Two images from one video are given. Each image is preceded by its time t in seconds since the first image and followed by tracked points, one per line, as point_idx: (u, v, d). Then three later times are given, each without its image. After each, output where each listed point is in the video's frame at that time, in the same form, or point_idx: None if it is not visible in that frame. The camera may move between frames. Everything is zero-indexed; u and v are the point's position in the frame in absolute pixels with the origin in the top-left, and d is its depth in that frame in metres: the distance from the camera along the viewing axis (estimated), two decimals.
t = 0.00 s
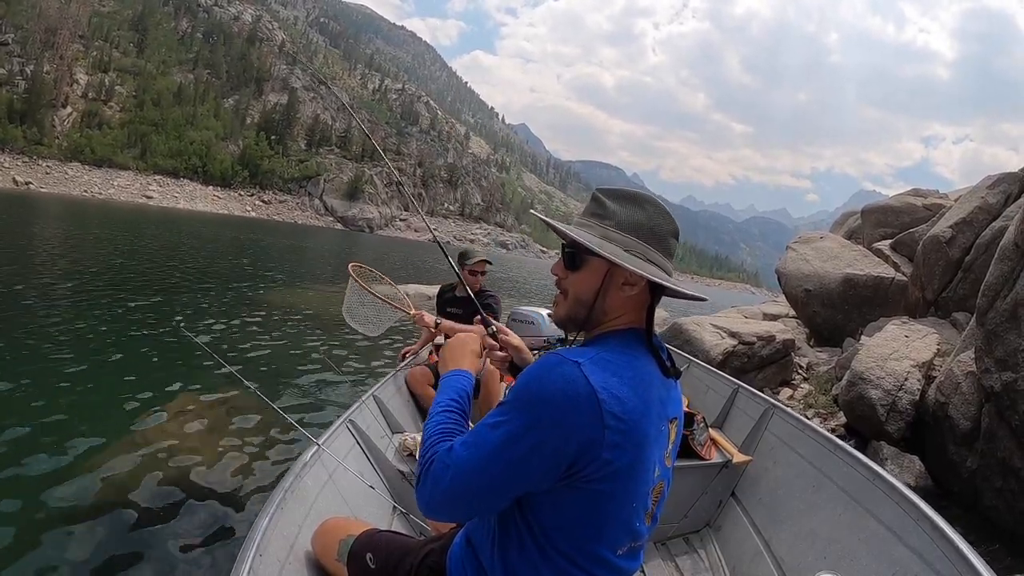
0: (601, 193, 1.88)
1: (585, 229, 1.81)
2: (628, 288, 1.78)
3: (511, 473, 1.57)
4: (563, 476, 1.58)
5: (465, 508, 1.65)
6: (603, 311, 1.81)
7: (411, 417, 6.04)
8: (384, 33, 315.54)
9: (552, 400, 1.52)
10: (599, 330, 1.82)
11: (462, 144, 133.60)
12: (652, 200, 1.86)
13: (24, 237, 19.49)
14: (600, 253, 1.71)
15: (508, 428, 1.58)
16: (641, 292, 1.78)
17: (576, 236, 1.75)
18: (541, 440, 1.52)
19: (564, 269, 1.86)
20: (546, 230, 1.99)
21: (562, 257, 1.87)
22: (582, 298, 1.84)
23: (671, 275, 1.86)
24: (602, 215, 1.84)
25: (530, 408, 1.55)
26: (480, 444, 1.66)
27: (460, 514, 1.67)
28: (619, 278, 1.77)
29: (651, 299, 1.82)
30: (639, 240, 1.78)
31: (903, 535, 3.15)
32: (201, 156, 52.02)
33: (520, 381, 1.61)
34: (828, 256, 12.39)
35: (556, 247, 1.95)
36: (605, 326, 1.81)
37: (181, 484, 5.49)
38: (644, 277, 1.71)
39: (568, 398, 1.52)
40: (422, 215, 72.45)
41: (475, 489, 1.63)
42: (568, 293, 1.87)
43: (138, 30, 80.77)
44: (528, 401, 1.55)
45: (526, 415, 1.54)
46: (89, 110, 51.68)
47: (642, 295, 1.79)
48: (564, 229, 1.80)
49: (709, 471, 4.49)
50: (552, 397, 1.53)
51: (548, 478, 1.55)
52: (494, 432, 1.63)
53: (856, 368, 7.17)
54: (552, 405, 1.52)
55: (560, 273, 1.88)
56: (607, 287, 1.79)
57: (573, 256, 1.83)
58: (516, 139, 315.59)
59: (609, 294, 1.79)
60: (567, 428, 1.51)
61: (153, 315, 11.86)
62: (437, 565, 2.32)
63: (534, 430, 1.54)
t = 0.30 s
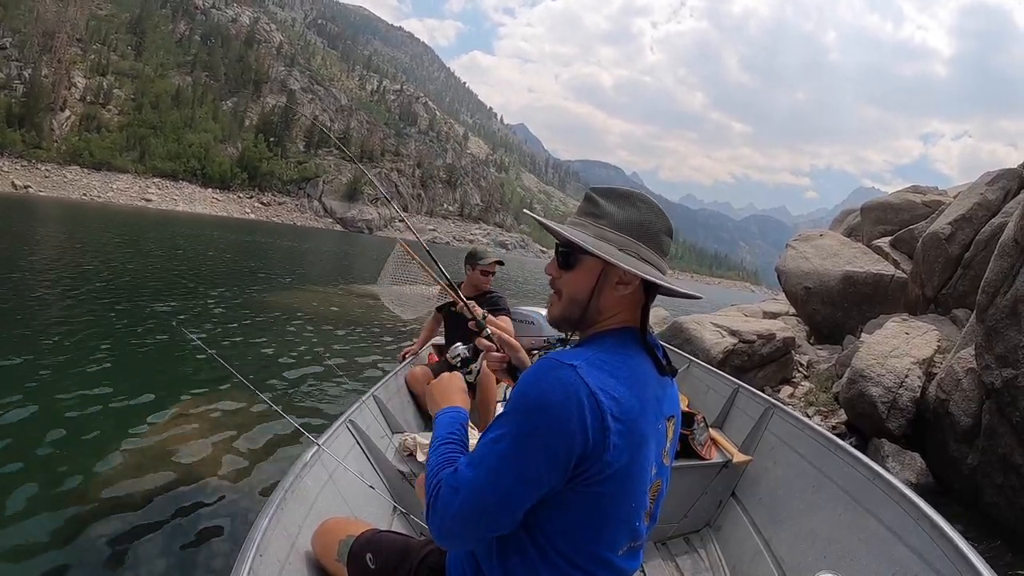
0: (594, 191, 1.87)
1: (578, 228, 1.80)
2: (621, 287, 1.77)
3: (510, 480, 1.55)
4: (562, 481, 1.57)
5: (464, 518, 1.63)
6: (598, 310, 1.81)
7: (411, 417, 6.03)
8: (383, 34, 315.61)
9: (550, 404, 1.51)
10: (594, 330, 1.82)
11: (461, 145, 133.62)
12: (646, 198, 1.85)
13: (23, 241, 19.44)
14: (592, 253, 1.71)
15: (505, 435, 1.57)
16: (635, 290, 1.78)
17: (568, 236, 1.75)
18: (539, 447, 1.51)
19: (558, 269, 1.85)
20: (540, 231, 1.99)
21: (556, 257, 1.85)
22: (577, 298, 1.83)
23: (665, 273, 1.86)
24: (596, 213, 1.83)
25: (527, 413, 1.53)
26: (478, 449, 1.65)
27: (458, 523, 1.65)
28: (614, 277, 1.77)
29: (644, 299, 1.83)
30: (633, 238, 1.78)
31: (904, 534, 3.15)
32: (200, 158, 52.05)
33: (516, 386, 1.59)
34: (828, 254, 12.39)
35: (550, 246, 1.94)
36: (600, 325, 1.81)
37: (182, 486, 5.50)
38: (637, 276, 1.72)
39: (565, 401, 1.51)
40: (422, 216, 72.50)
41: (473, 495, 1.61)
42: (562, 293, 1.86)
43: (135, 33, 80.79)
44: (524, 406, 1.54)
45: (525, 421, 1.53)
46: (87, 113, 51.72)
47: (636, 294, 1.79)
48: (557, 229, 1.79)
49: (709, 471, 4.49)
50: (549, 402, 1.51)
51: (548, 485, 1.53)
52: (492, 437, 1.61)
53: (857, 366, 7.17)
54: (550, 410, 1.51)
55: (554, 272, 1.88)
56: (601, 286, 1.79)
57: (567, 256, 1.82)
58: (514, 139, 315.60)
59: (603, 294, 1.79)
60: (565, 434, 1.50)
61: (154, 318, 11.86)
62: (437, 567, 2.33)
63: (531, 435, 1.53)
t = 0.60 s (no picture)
0: (586, 192, 1.87)
1: (571, 229, 1.81)
2: (616, 287, 1.78)
3: (509, 486, 1.54)
4: (564, 484, 1.56)
5: (465, 523, 1.62)
6: (593, 311, 1.81)
7: (412, 417, 6.01)
8: (381, 36, 315.64)
9: (549, 409, 1.50)
10: (589, 330, 1.82)
11: (460, 145, 133.70)
12: (640, 198, 1.85)
13: (22, 245, 19.42)
14: (586, 253, 1.71)
15: (504, 439, 1.56)
16: (629, 290, 1.79)
17: (560, 237, 1.75)
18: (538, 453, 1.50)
19: (551, 270, 1.85)
20: (533, 233, 1.99)
21: (548, 259, 1.86)
22: (570, 300, 1.83)
23: (660, 273, 1.86)
24: (587, 214, 1.84)
25: (525, 418, 1.53)
26: (477, 454, 1.64)
27: (459, 530, 1.64)
28: (607, 278, 1.77)
29: (640, 298, 1.83)
30: (627, 239, 1.78)
31: (904, 534, 3.15)
32: (198, 161, 52.06)
33: (514, 390, 1.59)
34: (828, 252, 12.38)
35: (542, 248, 1.94)
36: (595, 326, 1.81)
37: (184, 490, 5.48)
38: (631, 276, 1.72)
39: (562, 406, 1.50)
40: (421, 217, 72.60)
41: (472, 503, 1.60)
42: (556, 295, 1.86)
43: (133, 37, 80.78)
44: (523, 410, 1.54)
45: (523, 426, 1.52)
46: (86, 117, 51.72)
47: (631, 292, 1.79)
48: (550, 230, 1.79)
49: (709, 471, 4.48)
50: (547, 406, 1.50)
51: (548, 489, 1.53)
52: (490, 443, 1.61)
53: (857, 363, 7.16)
54: (548, 415, 1.50)
55: (546, 274, 1.87)
56: (596, 286, 1.78)
57: (559, 256, 1.82)
58: (513, 139, 315.60)
59: (598, 294, 1.79)
60: (566, 437, 1.49)
61: (153, 322, 11.85)
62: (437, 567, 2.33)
63: (529, 441, 1.52)
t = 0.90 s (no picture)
0: (585, 192, 1.87)
1: (570, 229, 1.81)
2: (616, 287, 1.78)
3: (509, 488, 1.54)
4: (565, 486, 1.56)
5: (466, 525, 1.62)
6: (593, 312, 1.81)
7: (412, 418, 6.02)
8: (380, 36, 315.59)
9: (550, 411, 1.49)
10: (590, 330, 1.82)
11: (460, 146, 133.74)
12: (640, 197, 1.85)
13: (23, 247, 19.47)
14: (585, 253, 1.71)
15: (504, 442, 1.56)
16: (629, 290, 1.78)
17: (560, 237, 1.74)
18: (537, 454, 1.50)
19: (550, 271, 1.85)
20: (532, 234, 1.99)
21: (548, 258, 1.86)
22: (571, 301, 1.83)
23: (660, 272, 1.85)
24: (587, 214, 1.83)
25: (526, 419, 1.52)
26: (479, 456, 1.64)
27: (461, 533, 1.64)
28: (608, 278, 1.77)
29: (639, 298, 1.83)
30: (626, 237, 1.78)
31: (904, 534, 3.15)
32: (198, 162, 52.05)
33: (515, 391, 1.58)
34: (828, 251, 12.39)
35: (542, 249, 1.94)
36: (595, 326, 1.81)
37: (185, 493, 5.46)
38: (631, 276, 1.72)
39: (564, 409, 1.50)
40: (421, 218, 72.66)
41: (472, 503, 1.60)
42: (556, 296, 1.86)
43: (133, 38, 80.76)
44: (525, 413, 1.52)
45: (523, 429, 1.52)
46: (86, 119, 51.72)
47: (631, 293, 1.79)
48: (549, 231, 1.79)
49: (709, 471, 4.49)
50: (549, 409, 1.50)
51: (549, 489, 1.53)
52: (491, 444, 1.61)
53: (858, 362, 7.15)
54: (550, 417, 1.49)
55: (547, 275, 1.87)
56: (595, 288, 1.79)
57: (559, 256, 1.82)
58: (513, 139, 315.60)
59: (598, 295, 1.79)
60: (567, 437, 1.49)
61: (153, 323, 11.88)
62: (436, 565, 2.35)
63: (530, 443, 1.51)
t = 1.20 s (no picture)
0: (589, 191, 1.86)
1: (574, 230, 1.80)
2: (619, 287, 1.77)
3: (510, 484, 1.53)
4: (565, 483, 1.56)
5: (465, 521, 1.61)
6: (596, 312, 1.81)
7: (412, 418, 6.01)
8: (379, 36, 315.55)
9: (550, 407, 1.49)
10: (591, 331, 1.82)
11: (459, 146, 133.79)
12: (643, 198, 1.84)
13: (23, 249, 19.47)
14: (589, 253, 1.70)
15: (504, 438, 1.56)
16: (632, 290, 1.78)
17: (564, 237, 1.74)
18: (538, 452, 1.50)
19: (554, 270, 1.85)
20: (535, 234, 1.99)
21: (551, 259, 1.86)
22: (573, 301, 1.83)
23: (662, 272, 1.85)
24: (590, 215, 1.83)
25: (527, 418, 1.52)
26: (479, 452, 1.64)
27: (459, 527, 1.64)
28: (611, 278, 1.77)
29: (641, 298, 1.82)
30: (629, 237, 1.77)
31: (905, 534, 3.14)
32: (198, 163, 51.99)
33: (517, 389, 1.58)
34: (828, 249, 12.38)
35: (545, 249, 1.93)
36: (597, 326, 1.81)
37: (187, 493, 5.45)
38: (634, 276, 1.72)
39: (566, 407, 1.49)
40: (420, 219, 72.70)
41: (471, 499, 1.60)
42: (558, 296, 1.86)
43: (132, 39, 80.72)
44: (526, 411, 1.52)
45: (523, 424, 1.52)
46: (85, 121, 51.71)
47: (634, 293, 1.79)
48: (553, 230, 1.79)
49: (709, 471, 4.49)
50: (550, 406, 1.50)
51: (548, 488, 1.53)
52: (490, 440, 1.61)
53: (859, 360, 7.15)
54: (550, 416, 1.49)
55: (549, 275, 1.88)
56: (599, 287, 1.79)
57: (562, 257, 1.83)
58: (512, 138, 315.61)
59: (600, 295, 1.79)
60: (566, 436, 1.49)
61: (155, 325, 11.89)
62: (436, 565, 2.34)
63: (531, 442, 1.51)
